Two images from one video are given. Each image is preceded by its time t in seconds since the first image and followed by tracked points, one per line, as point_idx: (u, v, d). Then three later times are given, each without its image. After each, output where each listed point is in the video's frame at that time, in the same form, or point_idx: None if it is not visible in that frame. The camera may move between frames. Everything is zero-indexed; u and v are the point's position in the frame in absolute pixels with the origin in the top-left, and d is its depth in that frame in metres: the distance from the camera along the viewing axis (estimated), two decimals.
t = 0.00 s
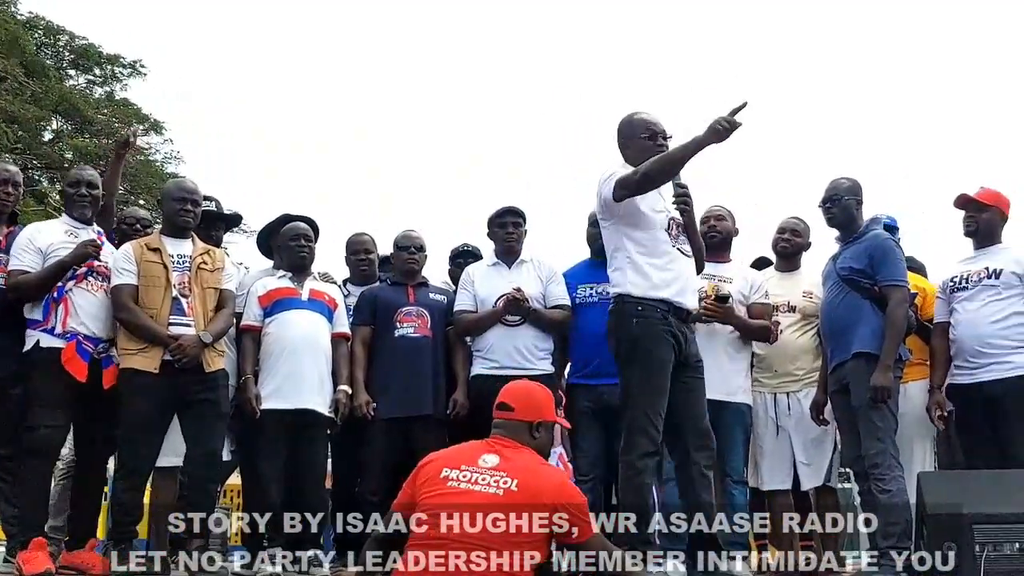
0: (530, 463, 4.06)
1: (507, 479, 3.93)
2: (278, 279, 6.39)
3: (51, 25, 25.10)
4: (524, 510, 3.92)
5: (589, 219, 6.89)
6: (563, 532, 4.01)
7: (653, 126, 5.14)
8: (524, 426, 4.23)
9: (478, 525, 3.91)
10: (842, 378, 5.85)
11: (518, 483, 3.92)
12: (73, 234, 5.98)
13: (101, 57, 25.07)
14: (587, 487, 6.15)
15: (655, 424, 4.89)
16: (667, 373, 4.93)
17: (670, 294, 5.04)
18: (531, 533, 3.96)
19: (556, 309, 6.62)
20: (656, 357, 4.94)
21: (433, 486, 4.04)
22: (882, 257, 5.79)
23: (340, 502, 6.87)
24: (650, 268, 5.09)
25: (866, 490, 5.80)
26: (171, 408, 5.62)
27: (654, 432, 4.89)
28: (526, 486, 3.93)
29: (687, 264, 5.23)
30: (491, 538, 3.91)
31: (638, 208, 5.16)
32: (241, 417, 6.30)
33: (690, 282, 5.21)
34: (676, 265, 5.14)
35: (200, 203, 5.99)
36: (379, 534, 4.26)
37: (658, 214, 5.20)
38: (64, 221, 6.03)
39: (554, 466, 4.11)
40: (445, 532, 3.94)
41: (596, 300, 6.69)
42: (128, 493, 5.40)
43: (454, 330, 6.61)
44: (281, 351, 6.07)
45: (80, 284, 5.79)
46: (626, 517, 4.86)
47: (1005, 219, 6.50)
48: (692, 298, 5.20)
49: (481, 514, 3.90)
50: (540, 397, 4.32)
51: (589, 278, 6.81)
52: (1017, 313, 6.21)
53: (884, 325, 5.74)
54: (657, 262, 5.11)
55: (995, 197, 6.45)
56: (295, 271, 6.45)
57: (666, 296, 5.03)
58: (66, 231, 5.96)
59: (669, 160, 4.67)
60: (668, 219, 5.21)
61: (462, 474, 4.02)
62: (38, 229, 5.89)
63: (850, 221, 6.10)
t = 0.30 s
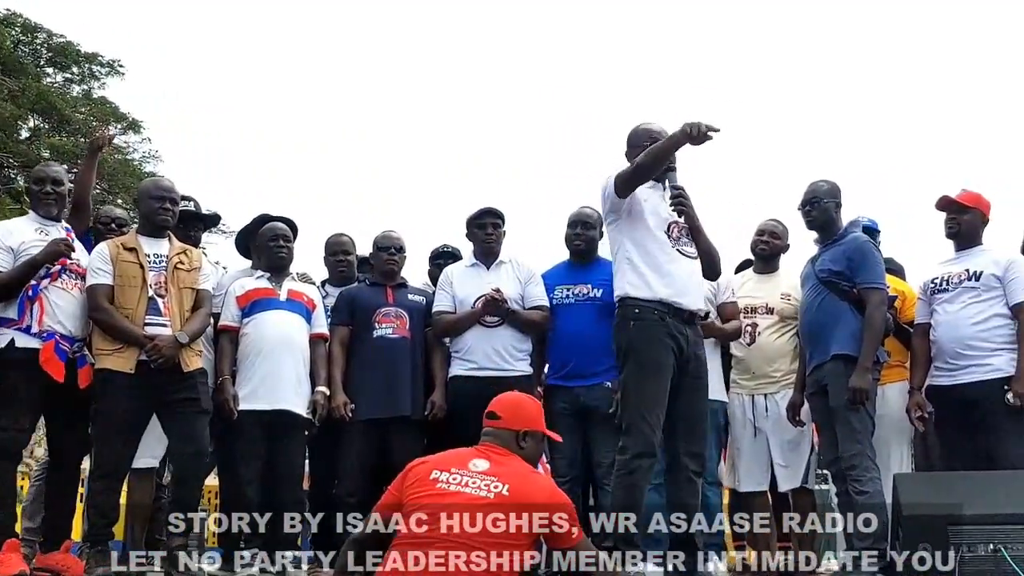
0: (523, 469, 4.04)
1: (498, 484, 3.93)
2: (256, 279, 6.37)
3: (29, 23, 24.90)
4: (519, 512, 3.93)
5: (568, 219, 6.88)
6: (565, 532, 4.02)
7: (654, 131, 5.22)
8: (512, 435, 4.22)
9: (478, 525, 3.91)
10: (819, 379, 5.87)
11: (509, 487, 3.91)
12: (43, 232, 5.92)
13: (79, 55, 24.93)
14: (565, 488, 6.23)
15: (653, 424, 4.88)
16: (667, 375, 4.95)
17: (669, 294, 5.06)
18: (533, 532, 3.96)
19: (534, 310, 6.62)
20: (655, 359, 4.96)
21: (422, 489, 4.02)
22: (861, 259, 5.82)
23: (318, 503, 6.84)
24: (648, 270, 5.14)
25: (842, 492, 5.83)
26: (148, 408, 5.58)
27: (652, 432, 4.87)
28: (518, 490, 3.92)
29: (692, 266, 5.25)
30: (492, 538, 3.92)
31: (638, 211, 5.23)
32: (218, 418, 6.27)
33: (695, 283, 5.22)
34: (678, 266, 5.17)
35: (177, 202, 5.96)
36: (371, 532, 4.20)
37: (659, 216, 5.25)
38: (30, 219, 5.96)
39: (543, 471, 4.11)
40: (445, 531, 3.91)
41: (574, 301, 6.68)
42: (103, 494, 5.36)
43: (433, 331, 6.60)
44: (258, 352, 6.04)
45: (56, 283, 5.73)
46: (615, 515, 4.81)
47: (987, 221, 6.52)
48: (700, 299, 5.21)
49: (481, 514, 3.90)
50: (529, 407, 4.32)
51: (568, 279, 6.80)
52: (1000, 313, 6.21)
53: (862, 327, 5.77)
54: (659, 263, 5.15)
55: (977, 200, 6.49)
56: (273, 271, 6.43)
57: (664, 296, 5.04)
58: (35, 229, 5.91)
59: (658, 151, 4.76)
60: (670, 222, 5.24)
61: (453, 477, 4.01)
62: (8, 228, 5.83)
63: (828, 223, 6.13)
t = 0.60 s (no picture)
0: (498, 469, 4.04)
1: (472, 481, 3.93)
2: (233, 278, 6.33)
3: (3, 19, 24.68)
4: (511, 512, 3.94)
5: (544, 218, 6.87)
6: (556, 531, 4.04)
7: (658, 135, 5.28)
8: (482, 430, 4.22)
9: (478, 525, 3.92)
10: (797, 379, 5.89)
11: (483, 485, 3.92)
12: (13, 229, 5.86)
13: (54, 51, 24.72)
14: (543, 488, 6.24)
15: (626, 421, 4.90)
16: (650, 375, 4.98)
17: (652, 296, 5.06)
18: (532, 532, 3.99)
19: (512, 309, 6.61)
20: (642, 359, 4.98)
21: (405, 493, 4.01)
22: (838, 260, 5.84)
23: (295, 502, 6.82)
24: (637, 270, 5.15)
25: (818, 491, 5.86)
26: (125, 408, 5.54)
27: (627, 429, 4.89)
28: (492, 487, 3.94)
29: (684, 270, 5.22)
30: (492, 538, 3.93)
31: (632, 211, 5.23)
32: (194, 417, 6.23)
33: (686, 287, 5.19)
34: (668, 270, 5.15)
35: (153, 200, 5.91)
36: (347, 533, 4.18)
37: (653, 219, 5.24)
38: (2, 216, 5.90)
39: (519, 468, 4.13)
40: (445, 531, 3.90)
41: (551, 301, 6.68)
42: (79, 494, 5.31)
43: (410, 330, 6.59)
44: (236, 352, 6.02)
45: (28, 281, 5.68)
46: (612, 516, 4.83)
47: (966, 220, 6.54)
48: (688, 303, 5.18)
49: (481, 514, 3.91)
50: (500, 399, 4.30)
51: (545, 279, 6.80)
52: (980, 314, 6.24)
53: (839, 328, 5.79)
54: (647, 265, 5.15)
55: (956, 199, 6.51)
56: (251, 269, 6.40)
57: (646, 298, 5.04)
58: (6, 226, 5.84)
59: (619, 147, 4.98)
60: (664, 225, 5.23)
61: (429, 476, 4.00)
62: None
63: (805, 223, 6.15)
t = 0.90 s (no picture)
0: (487, 466, 4.03)
1: (459, 480, 3.92)
2: (218, 276, 6.31)
3: None
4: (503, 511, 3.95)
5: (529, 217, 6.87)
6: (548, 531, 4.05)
7: (645, 140, 5.31)
8: (470, 428, 4.22)
9: (478, 525, 3.93)
10: (783, 377, 5.91)
11: (471, 484, 3.92)
12: None
13: (39, 49, 24.56)
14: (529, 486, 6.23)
15: (599, 425, 4.92)
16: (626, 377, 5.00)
17: (624, 297, 5.06)
18: (531, 533, 4.00)
19: (498, 308, 6.61)
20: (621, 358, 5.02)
21: (396, 494, 3.98)
22: (824, 259, 5.86)
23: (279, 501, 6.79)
24: (614, 271, 5.17)
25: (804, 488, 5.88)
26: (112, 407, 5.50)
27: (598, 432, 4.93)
28: (479, 486, 3.93)
29: (664, 270, 5.18)
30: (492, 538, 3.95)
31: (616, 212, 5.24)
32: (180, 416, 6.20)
33: (666, 287, 5.15)
34: (645, 270, 5.13)
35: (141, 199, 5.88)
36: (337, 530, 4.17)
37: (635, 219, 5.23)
38: None
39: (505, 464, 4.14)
40: (446, 532, 3.89)
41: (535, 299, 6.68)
42: (65, 493, 5.27)
43: (396, 328, 6.58)
44: (221, 350, 6.00)
45: (9, 279, 5.64)
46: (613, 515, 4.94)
47: (954, 218, 6.55)
48: (668, 304, 5.14)
49: (481, 514, 3.93)
50: (485, 396, 4.29)
51: (529, 277, 6.80)
52: (968, 313, 6.26)
53: (825, 327, 5.81)
54: (624, 265, 5.15)
55: (944, 197, 6.51)
56: (236, 268, 6.39)
57: (619, 299, 5.05)
58: None
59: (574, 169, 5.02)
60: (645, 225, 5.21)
61: (416, 475, 4.01)
62: None
63: (789, 222, 6.16)
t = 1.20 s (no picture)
0: (470, 465, 4.02)
1: (444, 478, 3.91)
2: (204, 275, 6.29)
3: None
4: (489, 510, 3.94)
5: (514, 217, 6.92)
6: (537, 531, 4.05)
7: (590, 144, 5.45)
8: (453, 425, 4.22)
9: (478, 525, 3.94)
10: (768, 375, 5.92)
11: (456, 483, 3.91)
12: None
13: (23, 46, 24.40)
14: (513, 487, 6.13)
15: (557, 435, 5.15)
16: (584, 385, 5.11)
17: (575, 301, 5.21)
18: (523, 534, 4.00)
19: (485, 307, 6.61)
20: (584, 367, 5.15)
21: (392, 494, 3.93)
22: (809, 257, 5.88)
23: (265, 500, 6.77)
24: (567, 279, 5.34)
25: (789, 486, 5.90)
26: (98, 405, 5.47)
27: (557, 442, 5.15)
28: (464, 484, 3.92)
29: (616, 267, 5.24)
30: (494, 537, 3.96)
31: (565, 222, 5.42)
32: (164, 414, 6.18)
33: (619, 285, 5.21)
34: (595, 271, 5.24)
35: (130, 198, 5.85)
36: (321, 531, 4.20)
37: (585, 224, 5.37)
38: None
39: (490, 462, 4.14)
40: (445, 531, 3.88)
41: (521, 298, 6.68)
42: (52, 493, 5.23)
43: (383, 327, 6.56)
44: (207, 349, 5.98)
45: None
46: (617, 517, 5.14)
47: (943, 218, 6.57)
48: (623, 301, 5.18)
49: (480, 514, 3.93)
50: (471, 394, 4.30)
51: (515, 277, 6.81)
52: (957, 313, 6.27)
53: (810, 325, 5.83)
54: (576, 270, 5.30)
55: (934, 195, 6.52)
56: (222, 266, 6.37)
57: (572, 304, 5.21)
58: None
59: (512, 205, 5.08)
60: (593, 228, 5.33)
61: (400, 473, 4.00)
62: None
63: (774, 221, 6.17)
